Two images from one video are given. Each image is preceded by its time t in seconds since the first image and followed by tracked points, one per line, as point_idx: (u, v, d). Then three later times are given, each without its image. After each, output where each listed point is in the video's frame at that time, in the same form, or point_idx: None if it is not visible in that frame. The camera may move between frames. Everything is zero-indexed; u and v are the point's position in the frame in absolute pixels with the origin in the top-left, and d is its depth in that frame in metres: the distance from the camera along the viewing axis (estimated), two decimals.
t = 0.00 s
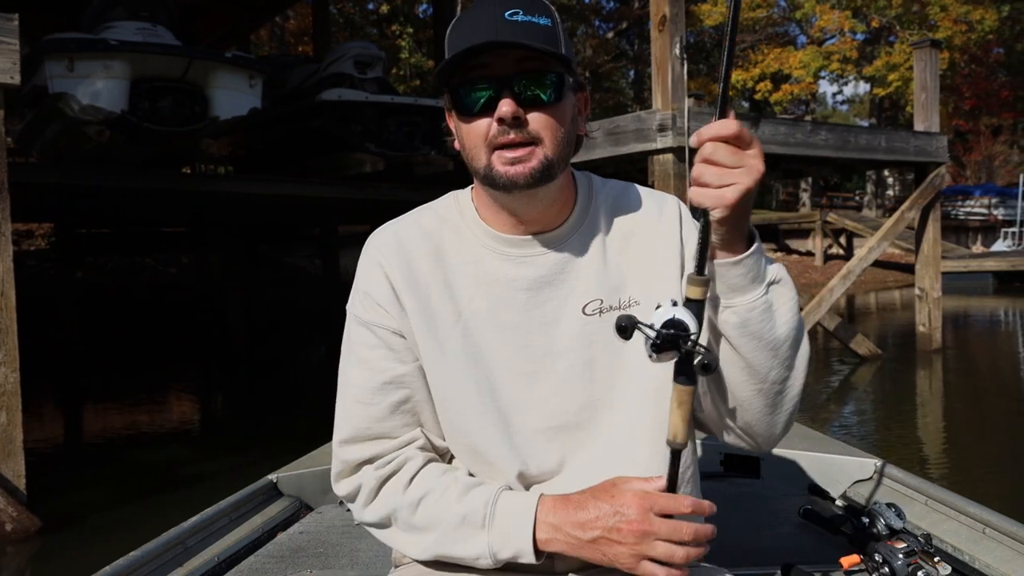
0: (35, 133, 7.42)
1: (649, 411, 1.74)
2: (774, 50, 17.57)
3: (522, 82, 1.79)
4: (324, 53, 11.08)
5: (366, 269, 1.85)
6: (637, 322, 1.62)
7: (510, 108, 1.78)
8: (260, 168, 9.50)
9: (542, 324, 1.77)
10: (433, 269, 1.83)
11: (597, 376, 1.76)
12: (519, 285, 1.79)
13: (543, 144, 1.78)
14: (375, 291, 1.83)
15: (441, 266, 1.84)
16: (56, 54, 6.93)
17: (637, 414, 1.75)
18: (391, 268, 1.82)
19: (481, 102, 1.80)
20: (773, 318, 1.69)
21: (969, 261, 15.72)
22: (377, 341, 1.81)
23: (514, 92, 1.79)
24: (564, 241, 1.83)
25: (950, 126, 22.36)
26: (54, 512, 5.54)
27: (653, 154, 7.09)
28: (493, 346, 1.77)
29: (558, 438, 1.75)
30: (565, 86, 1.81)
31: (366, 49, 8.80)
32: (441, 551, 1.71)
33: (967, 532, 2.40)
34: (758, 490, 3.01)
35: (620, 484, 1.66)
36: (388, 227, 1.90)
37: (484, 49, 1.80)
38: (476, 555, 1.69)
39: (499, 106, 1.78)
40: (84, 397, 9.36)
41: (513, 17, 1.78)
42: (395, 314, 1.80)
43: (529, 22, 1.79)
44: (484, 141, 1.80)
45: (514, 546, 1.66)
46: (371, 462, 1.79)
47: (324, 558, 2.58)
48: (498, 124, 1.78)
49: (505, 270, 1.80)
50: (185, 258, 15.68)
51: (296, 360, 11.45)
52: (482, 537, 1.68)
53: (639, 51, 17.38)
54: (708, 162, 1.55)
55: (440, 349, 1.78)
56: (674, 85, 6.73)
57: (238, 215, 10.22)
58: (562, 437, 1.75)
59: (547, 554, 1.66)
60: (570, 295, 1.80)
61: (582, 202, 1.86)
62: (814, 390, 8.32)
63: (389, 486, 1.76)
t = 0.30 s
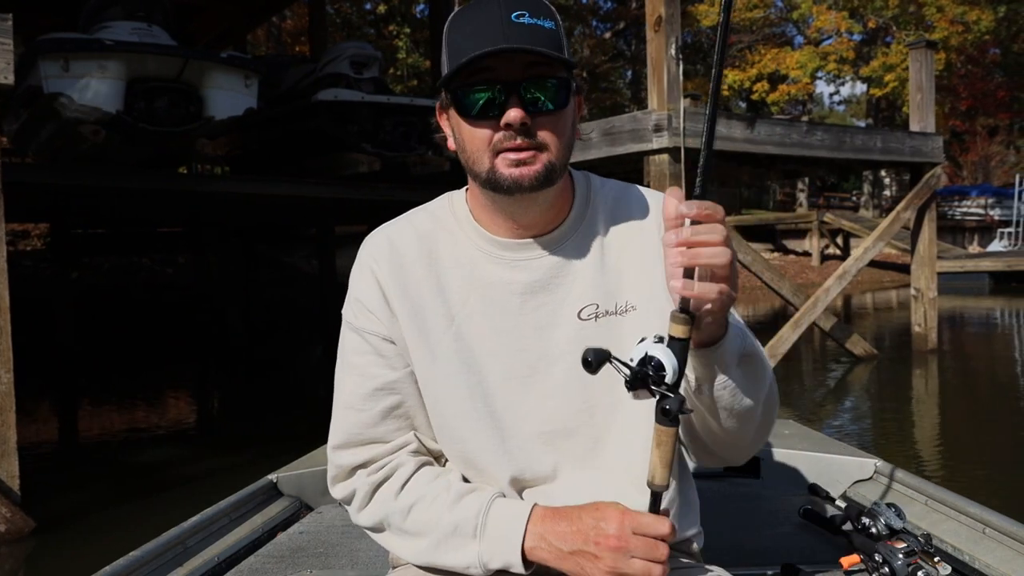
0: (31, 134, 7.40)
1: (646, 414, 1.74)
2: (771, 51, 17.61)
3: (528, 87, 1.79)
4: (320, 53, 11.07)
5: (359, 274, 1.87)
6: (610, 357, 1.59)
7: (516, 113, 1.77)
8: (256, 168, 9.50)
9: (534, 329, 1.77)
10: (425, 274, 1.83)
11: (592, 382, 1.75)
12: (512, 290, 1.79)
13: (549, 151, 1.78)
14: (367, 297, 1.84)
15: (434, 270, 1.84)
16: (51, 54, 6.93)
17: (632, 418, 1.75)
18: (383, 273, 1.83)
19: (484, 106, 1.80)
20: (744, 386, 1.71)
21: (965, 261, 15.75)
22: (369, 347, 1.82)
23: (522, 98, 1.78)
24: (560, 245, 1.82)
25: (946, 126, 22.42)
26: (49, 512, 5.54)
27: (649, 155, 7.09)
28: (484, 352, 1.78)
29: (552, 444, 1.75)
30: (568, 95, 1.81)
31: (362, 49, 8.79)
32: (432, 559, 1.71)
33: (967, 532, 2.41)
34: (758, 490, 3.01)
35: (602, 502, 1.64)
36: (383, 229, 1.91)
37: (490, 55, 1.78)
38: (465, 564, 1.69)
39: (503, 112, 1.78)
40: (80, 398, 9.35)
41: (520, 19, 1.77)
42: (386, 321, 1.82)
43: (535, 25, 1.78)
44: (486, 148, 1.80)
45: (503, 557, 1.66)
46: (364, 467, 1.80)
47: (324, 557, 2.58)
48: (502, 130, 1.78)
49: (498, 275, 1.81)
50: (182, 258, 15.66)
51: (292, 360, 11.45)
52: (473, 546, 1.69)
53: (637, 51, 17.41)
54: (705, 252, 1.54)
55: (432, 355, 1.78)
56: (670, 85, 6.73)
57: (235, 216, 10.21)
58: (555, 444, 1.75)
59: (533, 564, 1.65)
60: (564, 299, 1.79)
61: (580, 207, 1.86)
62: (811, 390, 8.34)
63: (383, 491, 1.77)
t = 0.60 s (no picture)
0: (26, 134, 7.37)
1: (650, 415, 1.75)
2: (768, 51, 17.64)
3: (547, 89, 1.77)
4: (317, 53, 11.07)
5: (362, 271, 1.84)
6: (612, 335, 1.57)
7: (535, 115, 1.76)
8: (253, 168, 9.49)
9: (538, 331, 1.77)
10: (430, 272, 1.82)
11: (597, 383, 1.77)
12: (516, 291, 1.79)
13: (566, 157, 1.77)
14: (370, 294, 1.81)
15: (438, 268, 1.83)
16: (46, 54, 6.93)
17: (635, 419, 1.75)
18: (387, 271, 1.81)
19: (503, 107, 1.78)
20: (719, 435, 1.79)
21: (961, 261, 15.77)
22: (375, 345, 1.80)
23: (541, 101, 1.77)
24: (564, 247, 1.83)
25: (943, 127, 22.46)
26: (44, 512, 5.53)
27: (645, 155, 7.08)
28: (490, 353, 1.77)
29: (555, 447, 1.76)
30: (586, 100, 1.81)
31: (358, 49, 8.78)
32: (430, 559, 1.71)
33: (967, 532, 2.42)
34: (758, 490, 3.01)
35: (606, 503, 1.64)
36: (386, 227, 1.89)
37: (510, 55, 1.75)
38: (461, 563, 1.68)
39: (521, 114, 1.77)
40: (76, 398, 9.33)
41: (542, 19, 1.74)
42: (391, 319, 1.79)
43: (557, 26, 1.75)
44: (502, 150, 1.78)
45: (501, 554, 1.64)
46: (368, 465, 1.78)
47: (324, 557, 2.58)
48: (520, 132, 1.77)
49: (503, 275, 1.80)
50: (178, 258, 15.64)
51: (289, 361, 11.44)
52: (470, 545, 1.68)
53: (634, 51, 17.42)
54: (703, 360, 1.51)
55: (439, 356, 1.77)
56: (666, 86, 6.73)
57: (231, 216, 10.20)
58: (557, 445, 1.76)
59: (534, 567, 1.63)
60: (569, 300, 1.80)
61: (585, 208, 1.87)
62: (807, 390, 8.35)
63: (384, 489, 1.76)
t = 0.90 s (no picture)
0: (22, 134, 7.35)
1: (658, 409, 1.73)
2: (765, 51, 17.69)
3: (534, 84, 1.74)
4: (314, 53, 11.07)
5: (377, 251, 1.80)
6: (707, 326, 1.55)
7: (519, 112, 1.72)
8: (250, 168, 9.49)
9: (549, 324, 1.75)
10: (444, 259, 1.78)
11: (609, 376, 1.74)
12: (525, 286, 1.78)
13: (557, 150, 1.73)
14: (387, 273, 1.75)
15: (451, 257, 1.80)
16: (41, 53, 6.91)
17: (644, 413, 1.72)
18: (402, 252, 1.77)
19: (493, 105, 1.75)
20: (732, 432, 1.78)
21: (956, 261, 15.80)
22: (391, 321, 1.71)
23: (527, 99, 1.73)
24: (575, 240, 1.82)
25: (940, 127, 22.51)
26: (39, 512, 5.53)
27: (641, 155, 7.08)
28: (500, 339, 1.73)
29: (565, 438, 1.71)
30: (577, 90, 1.76)
31: (355, 49, 8.78)
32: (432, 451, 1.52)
33: (966, 532, 2.43)
34: (758, 490, 3.01)
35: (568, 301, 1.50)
36: (400, 216, 1.88)
37: (493, 56, 1.73)
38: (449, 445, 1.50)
39: (506, 110, 1.73)
40: (73, 398, 9.32)
41: (526, 16, 1.72)
42: (407, 296, 1.72)
43: (542, 22, 1.72)
44: (494, 146, 1.75)
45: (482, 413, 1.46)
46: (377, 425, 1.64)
47: (324, 557, 2.57)
48: (507, 130, 1.73)
49: (512, 269, 1.80)
50: (176, 258, 15.64)
51: (286, 361, 11.44)
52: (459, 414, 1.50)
53: (631, 52, 17.44)
54: (801, 332, 1.54)
55: (454, 338, 1.71)
56: (662, 86, 6.72)
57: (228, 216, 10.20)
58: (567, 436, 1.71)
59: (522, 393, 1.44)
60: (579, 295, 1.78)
61: (595, 210, 1.88)
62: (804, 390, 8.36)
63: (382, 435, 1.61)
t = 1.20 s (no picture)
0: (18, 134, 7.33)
1: (661, 408, 1.73)
2: (762, 51, 17.73)
3: (539, 95, 1.70)
4: (310, 52, 11.06)
5: (388, 242, 1.78)
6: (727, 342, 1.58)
7: (525, 126, 1.70)
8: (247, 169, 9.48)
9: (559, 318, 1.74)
10: (453, 253, 1.78)
11: (615, 374, 1.74)
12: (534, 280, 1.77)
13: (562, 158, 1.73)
14: (402, 261, 1.73)
15: (460, 251, 1.79)
16: (37, 54, 6.91)
17: (648, 412, 1.73)
18: (416, 243, 1.75)
19: (497, 119, 1.72)
20: (734, 435, 1.79)
21: (953, 261, 15.80)
22: (414, 306, 1.68)
23: (533, 112, 1.70)
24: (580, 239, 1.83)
25: (936, 127, 22.55)
26: (35, 514, 5.53)
27: (637, 155, 7.07)
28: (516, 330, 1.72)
29: (577, 434, 1.71)
30: (582, 98, 1.72)
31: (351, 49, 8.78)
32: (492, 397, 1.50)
33: (966, 532, 2.43)
34: (757, 489, 3.01)
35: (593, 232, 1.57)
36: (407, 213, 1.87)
37: (500, 75, 1.68)
38: (501, 384, 1.49)
39: (513, 123, 1.71)
40: (70, 399, 9.30)
41: (527, 29, 1.67)
42: (424, 282, 1.70)
43: (544, 34, 1.67)
44: (501, 158, 1.74)
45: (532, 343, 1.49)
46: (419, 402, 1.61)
47: (324, 557, 2.57)
48: (514, 143, 1.72)
49: (520, 266, 1.79)
50: (173, 258, 15.63)
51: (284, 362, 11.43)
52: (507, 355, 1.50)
53: (628, 52, 17.45)
54: (819, 351, 1.58)
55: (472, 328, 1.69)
56: (658, 86, 6.71)
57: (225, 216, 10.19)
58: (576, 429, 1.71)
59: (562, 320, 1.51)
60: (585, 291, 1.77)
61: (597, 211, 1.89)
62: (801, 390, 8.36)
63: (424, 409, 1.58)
